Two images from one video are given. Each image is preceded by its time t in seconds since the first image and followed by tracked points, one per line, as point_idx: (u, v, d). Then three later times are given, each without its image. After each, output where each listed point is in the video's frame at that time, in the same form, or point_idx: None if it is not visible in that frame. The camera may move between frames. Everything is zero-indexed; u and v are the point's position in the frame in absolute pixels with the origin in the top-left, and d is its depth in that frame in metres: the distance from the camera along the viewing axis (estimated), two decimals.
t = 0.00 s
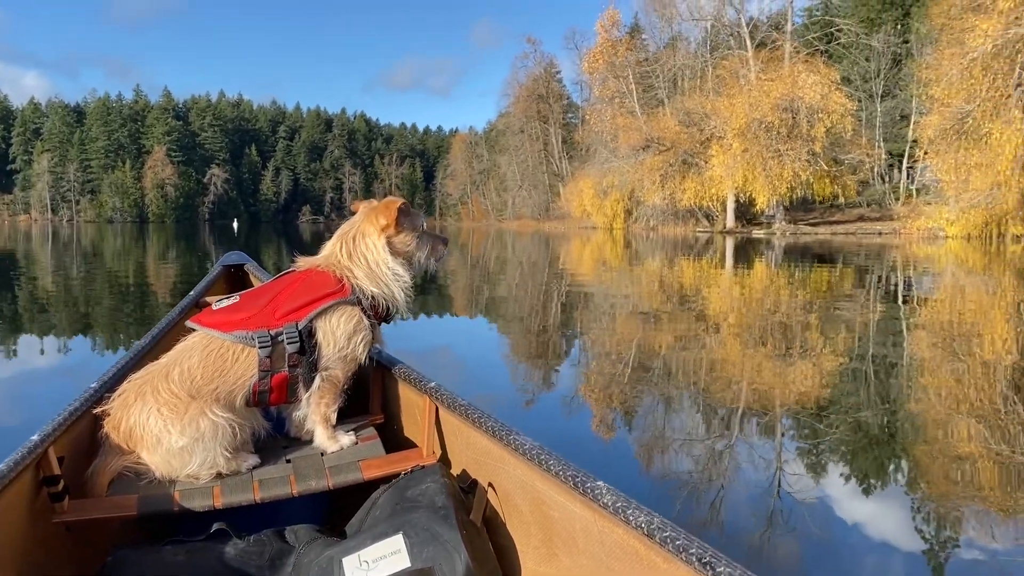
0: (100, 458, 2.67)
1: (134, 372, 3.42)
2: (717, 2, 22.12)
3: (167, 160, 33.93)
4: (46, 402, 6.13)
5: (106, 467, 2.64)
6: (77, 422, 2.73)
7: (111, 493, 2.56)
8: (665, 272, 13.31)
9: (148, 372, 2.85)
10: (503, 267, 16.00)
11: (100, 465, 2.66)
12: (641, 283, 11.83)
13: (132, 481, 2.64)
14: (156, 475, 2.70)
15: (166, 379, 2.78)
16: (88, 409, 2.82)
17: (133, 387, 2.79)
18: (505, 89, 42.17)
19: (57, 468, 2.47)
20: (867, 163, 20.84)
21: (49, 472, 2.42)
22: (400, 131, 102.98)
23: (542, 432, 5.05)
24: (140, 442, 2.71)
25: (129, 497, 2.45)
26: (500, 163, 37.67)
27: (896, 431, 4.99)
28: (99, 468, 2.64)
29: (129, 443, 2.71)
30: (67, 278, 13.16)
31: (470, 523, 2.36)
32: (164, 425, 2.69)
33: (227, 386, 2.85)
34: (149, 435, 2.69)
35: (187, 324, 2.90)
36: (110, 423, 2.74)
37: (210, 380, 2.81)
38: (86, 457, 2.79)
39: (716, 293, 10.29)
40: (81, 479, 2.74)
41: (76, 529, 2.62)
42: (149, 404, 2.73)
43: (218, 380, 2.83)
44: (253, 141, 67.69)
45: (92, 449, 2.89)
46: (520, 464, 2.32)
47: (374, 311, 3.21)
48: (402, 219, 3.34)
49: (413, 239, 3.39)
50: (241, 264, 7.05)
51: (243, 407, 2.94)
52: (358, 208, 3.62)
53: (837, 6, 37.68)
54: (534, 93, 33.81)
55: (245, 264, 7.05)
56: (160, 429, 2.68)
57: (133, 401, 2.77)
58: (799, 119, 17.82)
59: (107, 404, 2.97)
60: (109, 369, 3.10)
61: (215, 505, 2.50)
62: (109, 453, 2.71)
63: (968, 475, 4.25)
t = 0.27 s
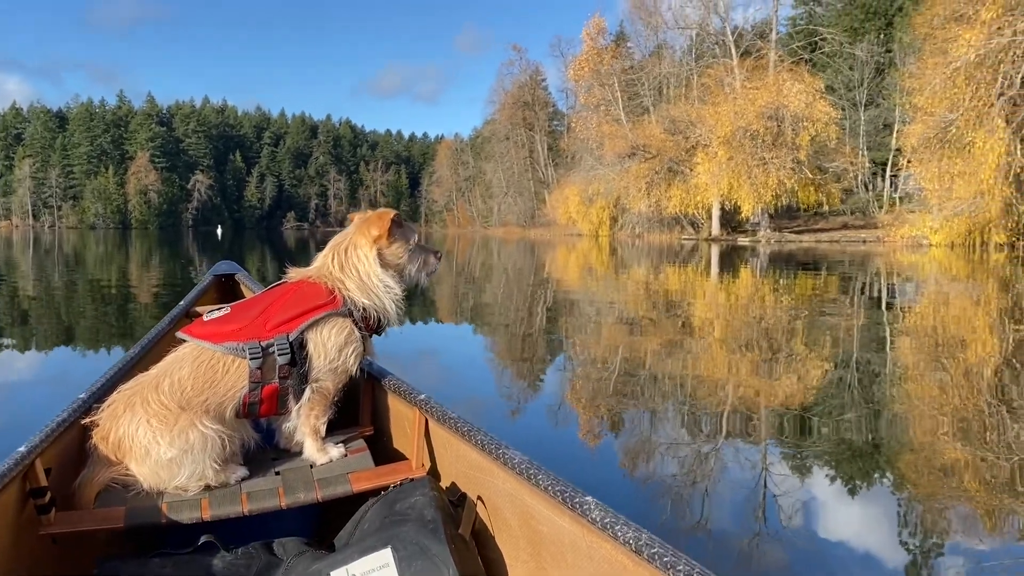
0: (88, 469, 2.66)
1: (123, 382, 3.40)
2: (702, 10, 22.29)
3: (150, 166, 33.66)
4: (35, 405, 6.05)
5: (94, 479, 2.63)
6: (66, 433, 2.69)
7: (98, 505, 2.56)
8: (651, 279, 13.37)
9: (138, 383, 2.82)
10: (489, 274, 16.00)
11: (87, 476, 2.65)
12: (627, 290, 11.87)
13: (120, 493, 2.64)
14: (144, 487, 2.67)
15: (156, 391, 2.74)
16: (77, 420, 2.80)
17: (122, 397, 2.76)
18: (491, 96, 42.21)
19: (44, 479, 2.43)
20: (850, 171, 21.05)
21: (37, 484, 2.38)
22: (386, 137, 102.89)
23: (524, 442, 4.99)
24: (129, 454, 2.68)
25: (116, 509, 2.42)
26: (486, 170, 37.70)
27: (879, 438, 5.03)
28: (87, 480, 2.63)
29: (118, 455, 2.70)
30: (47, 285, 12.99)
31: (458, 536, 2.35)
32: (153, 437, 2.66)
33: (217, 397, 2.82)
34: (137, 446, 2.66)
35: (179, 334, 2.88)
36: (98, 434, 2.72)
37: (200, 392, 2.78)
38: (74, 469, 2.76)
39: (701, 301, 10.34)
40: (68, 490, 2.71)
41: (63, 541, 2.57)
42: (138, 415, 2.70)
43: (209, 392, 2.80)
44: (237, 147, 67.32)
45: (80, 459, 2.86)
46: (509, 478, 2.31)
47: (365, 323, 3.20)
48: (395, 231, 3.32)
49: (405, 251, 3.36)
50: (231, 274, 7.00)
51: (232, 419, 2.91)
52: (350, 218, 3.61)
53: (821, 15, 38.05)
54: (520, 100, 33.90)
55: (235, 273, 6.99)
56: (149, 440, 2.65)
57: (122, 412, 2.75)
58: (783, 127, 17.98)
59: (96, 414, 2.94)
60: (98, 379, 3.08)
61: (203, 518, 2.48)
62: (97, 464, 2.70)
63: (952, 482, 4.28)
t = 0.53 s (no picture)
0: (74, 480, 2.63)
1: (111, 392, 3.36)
2: (687, 19, 22.48)
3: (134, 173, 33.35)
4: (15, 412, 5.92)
5: (80, 490, 2.61)
6: (53, 443, 2.66)
7: (84, 516, 2.55)
8: (636, 287, 13.40)
9: (126, 393, 2.80)
10: (475, 281, 15.98)
11: (73, 488, 2.63)
12: (613, 298, 11.89)
13: (106, 504, 2.62)
14: (131, 498, 2.65)
15: (144, 401, 2.72)
16: (64, 430, 2.76)
17: (110, 408, 2.74)
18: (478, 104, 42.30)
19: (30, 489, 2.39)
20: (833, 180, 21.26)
21: (22, 495, 2.33)
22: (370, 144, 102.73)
23: (506, 451, 4.93)
24: (116, 465, 2.66)
25: (103, 520, 2.40)
26: (472, 178, 37.71)
27: (862, 445, 5.07)
28: (72, 491, 2.61)
29: (105, 466, 2.68)
30: (27, 291, 12.80)
31: (446, 549, 2.32)
32: (140, 447, 2.63)
33: (206, 408, 2.80)
34: (125, 456, 2.64)
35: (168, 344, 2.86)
36: (86, 444, 2.70)
37: (189, 402, 2.76)
38: (60, 479, 2.72)
39: (687, 308, 10.37)
40: (53, 501, 2.68)
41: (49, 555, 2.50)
42: (126, 425, 2.68)
43: (198, 403, 2.78)
44: (222, 153, 66.90)
45: (67, 471, 2.83)
46: (497, 490, 2.29)
47: (355, 334, 3.17)
48: (385, 241, 3.30)
49: (395, 262, 3.33)
50: (222, 283, 6.93)
51: (221, 429, 2.89)
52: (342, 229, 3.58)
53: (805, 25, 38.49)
54: (506, 108, 33.98)
55: (226, 282, 6.90)
56: (136, 450, 2.63)
57: (110, 422, 2.73)
58: (768, 135, 18.15)
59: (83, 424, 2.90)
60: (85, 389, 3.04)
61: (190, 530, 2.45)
62: (83, 475, 2.69)
63: (937, 489, 4.30)
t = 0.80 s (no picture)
0: (59, 490, 2.63)
1: (96, 402, 3.31)
2: (671, 28, 22.64)
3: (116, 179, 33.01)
4: None
5: (64, 500, 2.59)
6: (37, 454, 2.64)
7: (68, 526, 2.53)
8: (621, 294, 13.46)
9: (113, 402, 2.78)
10: (459, 289, 15.96)
11: (57, 499, 2.61)
12: (597, 305, 11.92)
13: (91, 514, 2.60)
14: (116, 508, 2.63)
15: (130, 410, 2.69)
16: (49, 439, 2.74)
17: (96, 417, 2.73)
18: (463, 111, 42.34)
19: (13, 500, 2.36)
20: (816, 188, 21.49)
21: (5, 507, 2.30)
22: (355, 151, 102.63)
23: (491, 460, 4.88)
24: (101, 474, 2.65)
25: (86, 531, 2.39)
26: (456, 185, 37.73)
27: (846, 453, 5.10)
28: (56, 502, 2.60)
29: (90, 475, 2.66)
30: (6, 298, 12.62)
31: (432, 560, 2.30)
32: (126, 456, 2.61)
33: (193, 417, 2.77)
34: (110, 466, 2.62)
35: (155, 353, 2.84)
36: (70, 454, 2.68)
37: (175, 411, 2.74)
38: (45, 489, 2.70)
39: (671, 316, 10.42)
40: (36, 512, 2.67)
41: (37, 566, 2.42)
42: (112, 435, 2.66)
43: (184, 412, 2.76)
44: (205, 160, 66.43)
45: (51, 482, 2.80)
46: (484, 501, 2.27)
47: (343, 343, 3.14)
48: (373, 250, 3.28)
49: (384, 272, 3.30)
50: (211, 292, 6.88)
51: (207, 440, 2.87)
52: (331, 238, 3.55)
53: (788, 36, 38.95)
54: (490, 115, 34.04)
55: (215, 290, 6.85)
56: (121, 460, 2.61)
57: (95, 432, 2.72)
58: (752, 144, 18.32)
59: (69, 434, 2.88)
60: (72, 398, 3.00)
61: (175, 540, 2.44)
62: (68, 485, 2.67)
63: (920, 497, 4.33)
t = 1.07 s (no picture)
0: (44, 501, 2.60)
1: (81, 412, 3.27)
2: (655, 36, 22.77)
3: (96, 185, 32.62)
4: None
5: (48, 510, 2.56)
6: (21, 464, 2.60)
7: (52, 537, 2.50)
8: (605, 301, 13.50)
9: (99, 412, 2.75)
10: (443, 295, 15.94)
11: (43, 509, 2.58)
12: (582, 312, 11.95)
13: (75, 524, 2.57)
14: (102, 519, 2.60)
15: (116, 420, 2.67)
16: (34, 449, 2.71)
17: (82, 427, 2.70)
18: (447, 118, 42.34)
19: None
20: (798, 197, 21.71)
21: None
22: (338, 157, 102.25)
23: (479, 469, 4.85)
24: (86, 484, 2.62)
25: (72, 541, 2.35)
26: (440, 192, 37.69)
27: (828, 459, 5.13)
28: (41, 512, 2.56)
29: (75, 486, 2.63)
30: None
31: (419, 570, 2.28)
32: (111, 467, 2.59)
33: (180, 427, 2.75)
34: (95, 477, 2.59)
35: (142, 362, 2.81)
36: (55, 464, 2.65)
37: (161, 421, 2.71)
38: (30, 499, 2.66)
39: (655, 323, 10.46)
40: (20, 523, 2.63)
41: None
42: (97, 445, 2.63)
43: (171, 422, 2.73)
44: (186, 166, 65.86)
45: (36, 492, 2.77)
46: (471, 511, 2.26)
47: (331, 352, 3.11)
48: (366, 258, 3.23)
49: (375, 279, 3.26)
50: (200, 300, 6.83)
51: (194, 450, 2.84)
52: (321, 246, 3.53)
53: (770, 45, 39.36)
54: (474, 122, 34.07)
55: (203, 298, 6.81)
56: (106, 470, 2.58)
57: (81, 442, 2.68)
58: (735, 152, 18.48)
59: (55, 444, 2.84)
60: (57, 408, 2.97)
61: (161, 551, 2.41)
62: (52, 496, 2.64)
63: (902, 503, 4.36)
